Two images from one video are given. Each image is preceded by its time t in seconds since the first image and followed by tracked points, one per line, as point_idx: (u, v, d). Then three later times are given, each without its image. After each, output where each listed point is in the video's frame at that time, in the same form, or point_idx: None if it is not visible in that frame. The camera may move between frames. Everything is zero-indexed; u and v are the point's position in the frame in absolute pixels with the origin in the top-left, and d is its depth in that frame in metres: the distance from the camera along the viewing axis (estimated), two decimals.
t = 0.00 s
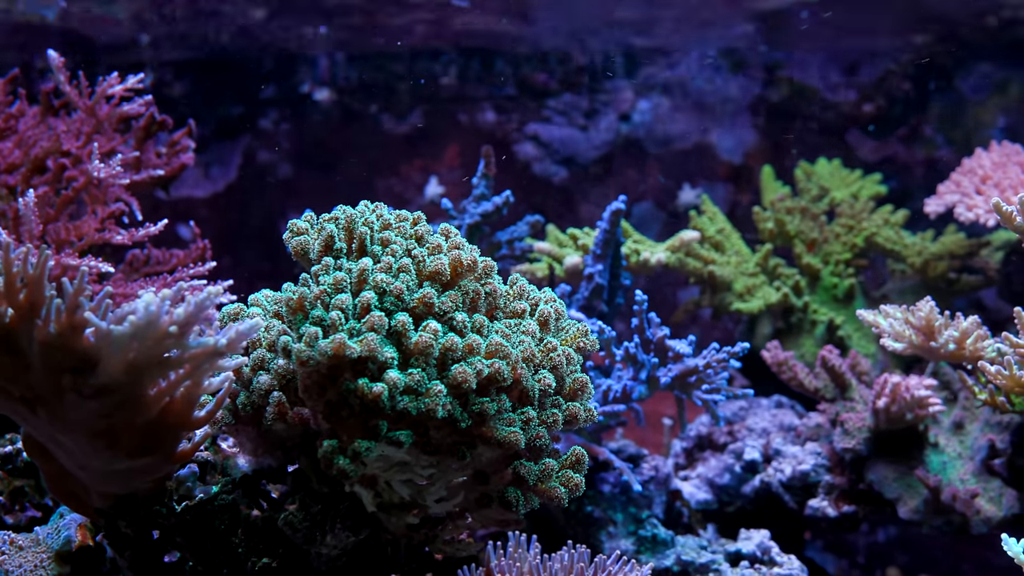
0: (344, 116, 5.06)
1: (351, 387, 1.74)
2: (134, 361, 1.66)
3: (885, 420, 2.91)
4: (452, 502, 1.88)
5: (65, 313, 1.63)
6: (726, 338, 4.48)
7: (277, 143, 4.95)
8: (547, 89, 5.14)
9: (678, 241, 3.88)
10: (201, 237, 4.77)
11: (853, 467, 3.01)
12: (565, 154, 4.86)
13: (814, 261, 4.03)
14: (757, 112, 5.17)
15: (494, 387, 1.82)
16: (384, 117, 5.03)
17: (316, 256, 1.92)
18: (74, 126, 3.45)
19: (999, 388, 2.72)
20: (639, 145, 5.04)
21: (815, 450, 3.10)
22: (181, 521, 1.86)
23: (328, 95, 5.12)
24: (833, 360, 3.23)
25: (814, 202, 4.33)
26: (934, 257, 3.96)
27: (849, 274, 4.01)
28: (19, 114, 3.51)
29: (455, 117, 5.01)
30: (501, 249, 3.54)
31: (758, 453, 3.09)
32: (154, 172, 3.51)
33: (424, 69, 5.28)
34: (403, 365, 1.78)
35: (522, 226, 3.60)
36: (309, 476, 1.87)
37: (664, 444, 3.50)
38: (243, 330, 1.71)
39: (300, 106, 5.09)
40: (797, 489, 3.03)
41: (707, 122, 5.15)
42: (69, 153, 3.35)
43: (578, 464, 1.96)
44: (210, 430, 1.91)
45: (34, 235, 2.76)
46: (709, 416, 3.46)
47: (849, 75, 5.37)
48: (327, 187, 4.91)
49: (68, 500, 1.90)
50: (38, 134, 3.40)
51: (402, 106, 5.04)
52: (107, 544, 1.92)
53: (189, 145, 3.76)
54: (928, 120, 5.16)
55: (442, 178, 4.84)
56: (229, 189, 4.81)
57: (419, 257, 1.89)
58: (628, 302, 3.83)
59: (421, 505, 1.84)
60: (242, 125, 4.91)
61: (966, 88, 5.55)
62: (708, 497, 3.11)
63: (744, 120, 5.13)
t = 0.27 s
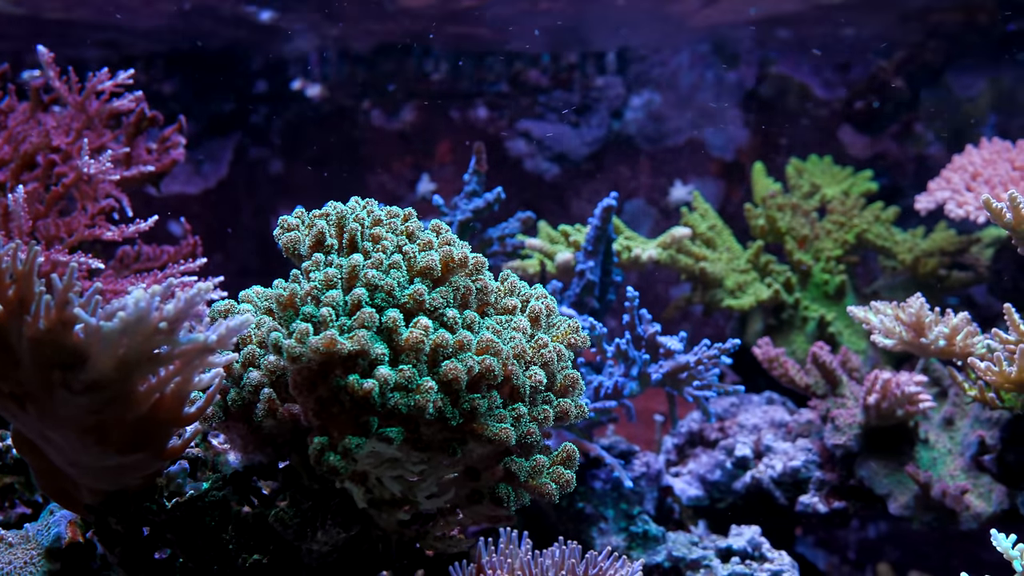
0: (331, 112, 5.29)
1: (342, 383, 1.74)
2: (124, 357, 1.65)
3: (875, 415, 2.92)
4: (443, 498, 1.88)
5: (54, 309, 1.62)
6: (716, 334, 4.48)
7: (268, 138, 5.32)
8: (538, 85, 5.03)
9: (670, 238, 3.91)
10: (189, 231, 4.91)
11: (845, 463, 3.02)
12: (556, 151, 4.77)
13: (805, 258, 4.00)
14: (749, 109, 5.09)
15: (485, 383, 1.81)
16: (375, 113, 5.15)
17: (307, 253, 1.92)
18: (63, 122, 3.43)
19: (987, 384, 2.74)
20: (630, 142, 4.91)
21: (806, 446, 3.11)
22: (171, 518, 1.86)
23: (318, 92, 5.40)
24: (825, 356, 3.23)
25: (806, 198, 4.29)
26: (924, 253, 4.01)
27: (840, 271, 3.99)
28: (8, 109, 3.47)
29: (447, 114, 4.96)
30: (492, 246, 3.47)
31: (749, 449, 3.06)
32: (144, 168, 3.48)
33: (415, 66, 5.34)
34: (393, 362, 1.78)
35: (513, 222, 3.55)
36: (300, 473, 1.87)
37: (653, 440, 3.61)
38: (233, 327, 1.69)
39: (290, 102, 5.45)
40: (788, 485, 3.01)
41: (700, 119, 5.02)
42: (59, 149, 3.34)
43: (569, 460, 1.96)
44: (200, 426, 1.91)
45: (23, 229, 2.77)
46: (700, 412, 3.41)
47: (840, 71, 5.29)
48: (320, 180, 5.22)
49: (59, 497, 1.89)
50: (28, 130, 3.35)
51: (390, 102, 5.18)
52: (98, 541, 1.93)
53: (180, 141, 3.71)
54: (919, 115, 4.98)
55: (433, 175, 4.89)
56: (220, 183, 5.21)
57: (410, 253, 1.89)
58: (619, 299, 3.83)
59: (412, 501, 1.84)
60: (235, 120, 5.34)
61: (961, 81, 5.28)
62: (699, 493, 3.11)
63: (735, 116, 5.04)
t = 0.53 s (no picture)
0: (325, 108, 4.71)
1: (333, 379, 1.72)
2: (113, 353, 1.65)
3: (866, 412, 2.91)
4: (433, 494, 1.89)
5: (43, 305, 1.61)
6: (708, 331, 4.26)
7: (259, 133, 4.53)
8: (530, 81, 4.86)
9: (661, 235, 3.89)
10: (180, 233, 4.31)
11: (836, 459, 3.02)
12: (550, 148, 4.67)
13: (796, 254, 4.03)
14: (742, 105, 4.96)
15: (476, 379, 1.81)
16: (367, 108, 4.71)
17: (298, 249, 1.91)
18: (53, 118, 3.42)
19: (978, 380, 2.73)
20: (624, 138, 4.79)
21: (797, 442, 3.09)
22: (162, 514, 1.87)
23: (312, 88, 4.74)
24: (816, 353, 3.24)
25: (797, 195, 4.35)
26: (915, 250, 4.00)
27: (831, 267, 4.02)
28: None
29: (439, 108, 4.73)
30: (483, 242, 3.47)
31: (740, 446, 3.06)
32: (135, 165, 3.48)
33: (406, 62, 4.91)
34: (384, 358, 1.78)
35: (504, 218, 3.56)
36: (291, 469, 1.86)
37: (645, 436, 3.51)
38: (223, 322, 1.69)
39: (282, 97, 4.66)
40: (780, 482, 3.00)
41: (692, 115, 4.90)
42: (48, 145, 3.37)
43: (560, 457, 1.96)
44: (190, 422, 1.90)
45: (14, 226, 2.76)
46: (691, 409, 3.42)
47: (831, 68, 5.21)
48: (311, 180, 4.53)
49: (49, 493, 1.88)
50: (18, 125, 3.39)
51: (383, 98, 4.74)
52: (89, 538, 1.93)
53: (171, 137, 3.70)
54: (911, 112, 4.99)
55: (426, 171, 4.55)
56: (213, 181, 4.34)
57: (400, 249, 1.89)
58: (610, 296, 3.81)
59: (403, 497, 1.84)
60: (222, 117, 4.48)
61: (951, 77, 5.21)
62: (690, 489, 3.09)
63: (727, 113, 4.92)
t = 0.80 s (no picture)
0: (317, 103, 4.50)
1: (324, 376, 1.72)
2: (103, 349, 1.64)
3: (857, 408, 2.90)
4: (424, 490, 1.88)
5: (33, 301, 1.60)
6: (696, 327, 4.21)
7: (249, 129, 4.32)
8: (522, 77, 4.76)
9: (653, 231, 3.89)
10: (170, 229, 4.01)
11: (827, 455, 3.01)
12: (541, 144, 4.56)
13: (787, 251, 4.07)
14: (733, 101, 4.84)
15: (467, 375, 1.81)
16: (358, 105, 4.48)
17: (288, 245, 1.90)
18: (43, 114, 3.40)
19: (968, 377, 2.72)
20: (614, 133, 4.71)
21: (788, 438, 3.10)
22: (154, 510, 1.87)
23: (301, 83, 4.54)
24: (807, 349, 3.23)
25: (789, 191, 4.30)
26: (906, 246, 4.02)
27: (821, 264, 4.06)
28: None
29: (429, 106, 4.55)
30: (475, 238, 3.48)
31: (731, 442, 3.09)
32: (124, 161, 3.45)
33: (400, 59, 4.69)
34: (375, 355, 1.78)
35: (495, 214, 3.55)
36: (281, 466, 1.85)
37: (637, 433, 3.41)
38: (213, 318, 1.70)
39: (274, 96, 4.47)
40: (771, 478, 3.02)
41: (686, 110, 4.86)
42: (38, 140, 3.29)
43: (551, 453, 1.96)
44: (180, 418, 1.90)
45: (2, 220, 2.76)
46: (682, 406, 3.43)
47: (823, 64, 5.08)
48: (301, 174, 4.31)
49: (38, 490, 1.86)
50: (7, 120, 3.30)
51: (375, 94, 4.53)
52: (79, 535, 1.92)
53: (162, 134, 3.73)
54: (901, 110, 4.86)
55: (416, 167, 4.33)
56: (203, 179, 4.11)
57: (391, 245, 1.88)
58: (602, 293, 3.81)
59: (394, 494, 1.84)
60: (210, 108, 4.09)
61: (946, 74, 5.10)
62: (681, 486, 3.09)
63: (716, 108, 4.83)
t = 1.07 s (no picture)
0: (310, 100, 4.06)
1: (314, 372, 1.72)
2: (92, 346, 1.64)
3: (848, 405, 2.91)
4: (415, 487, 1.88)
5: (22, 298, 1.60)
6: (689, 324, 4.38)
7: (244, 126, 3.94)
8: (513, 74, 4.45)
9: (644, 228, 3.89)
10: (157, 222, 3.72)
11: (818, 452, 3.02)
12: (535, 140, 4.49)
13: (778, 248, 4.04)
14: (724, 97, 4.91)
15: (458, 372, 1.81)
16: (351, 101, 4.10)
17: (278, 241, 1.90)
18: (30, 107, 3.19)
19: (958, 373, 2.74)
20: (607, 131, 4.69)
21: (779, 435, 3.09)
22: (144, 507, 1.86)
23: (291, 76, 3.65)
24: (798, 345, 3.22)
25: (780, 187, 4.29)
26: (898, 243, 4.02)
27: (813, 261, 4.03)
28: None
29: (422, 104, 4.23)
30: (467, 235, 3.46)
31: (723, 439, 3.07)
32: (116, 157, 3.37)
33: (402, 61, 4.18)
34: (365, 351, 1.78)
35: (487, 211, 3.57)
36: (271, 462, 1.85)
37: (629, 429, 3.52)
38: (202, 314, 1.68)
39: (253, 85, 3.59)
40: (761, 474, 3.00)
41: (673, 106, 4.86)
42: (27, 137, 3.14)
43: (542, 450, 1.96)
44: (170, 415, 1.90)
45: None
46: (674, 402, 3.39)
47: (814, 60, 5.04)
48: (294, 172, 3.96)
49: (27, 487, 1.85)
50: None
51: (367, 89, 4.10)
52: (68, 532, 1.90)
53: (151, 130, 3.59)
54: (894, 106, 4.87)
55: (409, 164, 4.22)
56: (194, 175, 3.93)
57: (382, 241, 1.88)
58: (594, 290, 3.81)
59: (384, 491, 1.84)
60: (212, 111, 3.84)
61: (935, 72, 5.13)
62: (672, 483, 3.08)
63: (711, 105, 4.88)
